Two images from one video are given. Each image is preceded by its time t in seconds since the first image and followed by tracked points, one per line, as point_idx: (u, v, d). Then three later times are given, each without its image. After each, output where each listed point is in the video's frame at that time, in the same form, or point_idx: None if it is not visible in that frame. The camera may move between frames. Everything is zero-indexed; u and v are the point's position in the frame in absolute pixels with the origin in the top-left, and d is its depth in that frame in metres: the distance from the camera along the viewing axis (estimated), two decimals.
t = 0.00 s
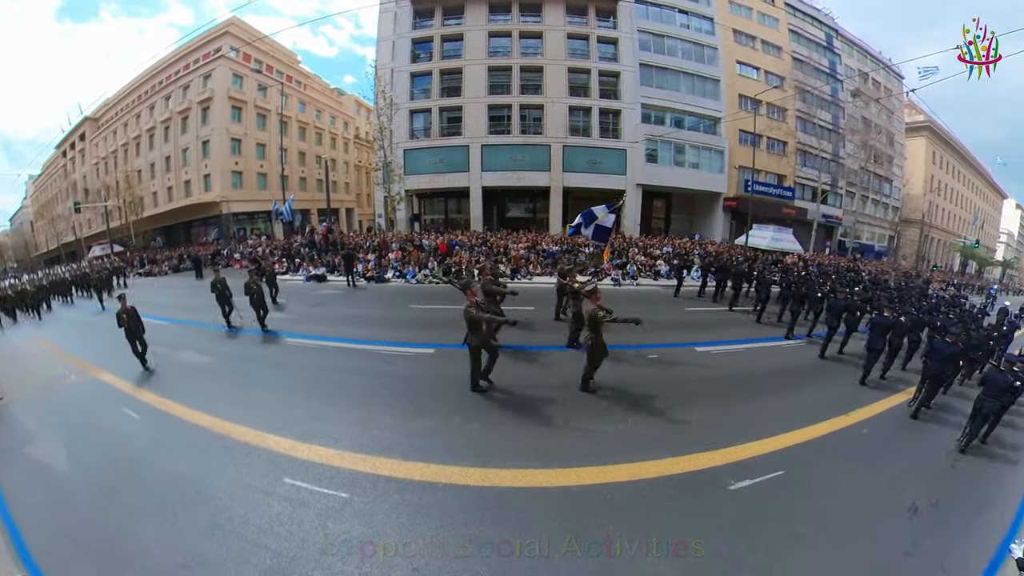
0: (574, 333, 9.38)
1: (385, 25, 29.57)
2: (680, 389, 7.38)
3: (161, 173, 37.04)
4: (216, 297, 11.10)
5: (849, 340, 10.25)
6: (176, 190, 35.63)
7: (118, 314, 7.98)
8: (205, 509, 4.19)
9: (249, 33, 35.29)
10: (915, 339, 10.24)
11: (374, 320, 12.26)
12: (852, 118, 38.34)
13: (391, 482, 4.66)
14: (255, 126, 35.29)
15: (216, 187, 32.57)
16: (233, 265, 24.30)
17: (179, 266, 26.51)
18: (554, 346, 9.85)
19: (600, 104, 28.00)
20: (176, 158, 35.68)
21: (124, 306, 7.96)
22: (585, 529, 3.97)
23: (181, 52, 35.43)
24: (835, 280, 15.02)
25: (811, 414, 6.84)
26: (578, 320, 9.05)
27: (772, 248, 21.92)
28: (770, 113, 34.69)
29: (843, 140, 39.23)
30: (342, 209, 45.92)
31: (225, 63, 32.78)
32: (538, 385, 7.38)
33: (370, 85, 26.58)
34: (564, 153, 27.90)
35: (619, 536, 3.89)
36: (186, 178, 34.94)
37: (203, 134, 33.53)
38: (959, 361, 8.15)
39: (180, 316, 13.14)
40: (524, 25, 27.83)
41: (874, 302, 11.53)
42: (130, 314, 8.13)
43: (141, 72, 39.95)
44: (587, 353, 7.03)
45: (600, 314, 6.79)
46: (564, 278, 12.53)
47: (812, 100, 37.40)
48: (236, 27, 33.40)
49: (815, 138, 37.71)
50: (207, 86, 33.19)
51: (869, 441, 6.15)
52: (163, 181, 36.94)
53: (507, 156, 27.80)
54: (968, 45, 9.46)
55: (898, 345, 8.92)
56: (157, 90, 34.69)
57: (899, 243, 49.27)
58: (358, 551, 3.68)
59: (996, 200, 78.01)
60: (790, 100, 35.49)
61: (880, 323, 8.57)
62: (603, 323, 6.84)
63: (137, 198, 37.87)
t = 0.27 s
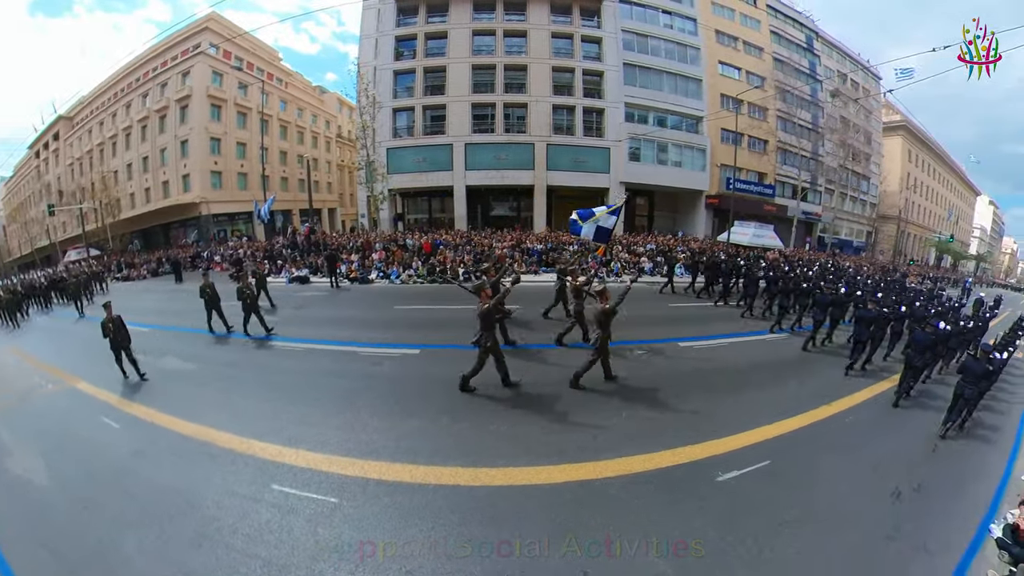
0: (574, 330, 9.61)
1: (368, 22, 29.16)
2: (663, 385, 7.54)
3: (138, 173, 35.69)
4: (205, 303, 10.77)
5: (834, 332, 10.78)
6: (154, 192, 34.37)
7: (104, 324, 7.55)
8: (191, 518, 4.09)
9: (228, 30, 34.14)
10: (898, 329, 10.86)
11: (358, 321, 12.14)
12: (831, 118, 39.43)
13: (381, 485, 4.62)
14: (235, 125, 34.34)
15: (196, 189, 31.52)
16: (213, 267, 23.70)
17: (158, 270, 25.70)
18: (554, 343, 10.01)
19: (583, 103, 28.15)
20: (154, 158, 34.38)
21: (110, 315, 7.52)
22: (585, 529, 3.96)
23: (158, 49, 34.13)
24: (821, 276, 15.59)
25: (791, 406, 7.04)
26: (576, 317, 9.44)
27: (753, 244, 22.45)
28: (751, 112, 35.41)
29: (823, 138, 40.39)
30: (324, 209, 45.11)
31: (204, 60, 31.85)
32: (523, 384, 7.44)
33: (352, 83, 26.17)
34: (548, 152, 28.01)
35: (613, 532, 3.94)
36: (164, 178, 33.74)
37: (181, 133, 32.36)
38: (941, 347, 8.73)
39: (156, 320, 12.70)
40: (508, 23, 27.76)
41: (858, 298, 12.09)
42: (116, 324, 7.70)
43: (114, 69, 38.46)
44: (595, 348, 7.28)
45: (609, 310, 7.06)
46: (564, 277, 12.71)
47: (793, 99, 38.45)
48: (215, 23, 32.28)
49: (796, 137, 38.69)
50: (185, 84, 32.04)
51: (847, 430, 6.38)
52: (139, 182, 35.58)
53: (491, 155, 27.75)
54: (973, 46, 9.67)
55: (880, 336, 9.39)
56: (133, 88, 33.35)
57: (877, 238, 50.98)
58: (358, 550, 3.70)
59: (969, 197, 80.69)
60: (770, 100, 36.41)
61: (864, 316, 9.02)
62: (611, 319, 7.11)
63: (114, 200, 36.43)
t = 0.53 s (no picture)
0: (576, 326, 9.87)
1: (351, 19, 28.67)
2: (649, 380, 7.68)
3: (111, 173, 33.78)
4: (193, 305, 10.30)
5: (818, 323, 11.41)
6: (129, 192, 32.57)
7: (88, 330, 7.09)
8: (176, 530, 3.97)
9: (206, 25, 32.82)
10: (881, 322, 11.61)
11: (343, 322, 12.00)
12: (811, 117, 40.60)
13: (371, 489, 4.58)
14: (215, 124, 33.06)
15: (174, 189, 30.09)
16: (193, 270, 23.09)
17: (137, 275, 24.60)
18: (558, 339, 10.20)
19: (567, 101, 28.26)
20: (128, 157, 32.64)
21: (94, 320, 7.06)
22: (585, 530, 3.96)
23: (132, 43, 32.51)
24: (806, 271, 16.21)
25: (774, 398, 7.25)
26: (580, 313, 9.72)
27: (735, 240, 22.94)
28: (733, 112, 36.12)
29: (803, 137, 41.41)
30: (307, 209, 44.26)
31: (183, 56, 30.32)
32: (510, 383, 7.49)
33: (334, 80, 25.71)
34: (532, 150, 28.07)
35: (609, 528, 3.99)
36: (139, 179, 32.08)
37: (157, 132, 30.87)
38: (920, 339, 9.50)
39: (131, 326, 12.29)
40: (493, 21, 27.64)
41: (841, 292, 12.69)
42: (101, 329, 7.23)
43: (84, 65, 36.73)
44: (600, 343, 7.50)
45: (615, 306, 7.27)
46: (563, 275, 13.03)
47: (773, 99, 39.53)
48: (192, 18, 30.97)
49: (776, 136, 39.66)
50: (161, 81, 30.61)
51: (827, 420, 6.59)
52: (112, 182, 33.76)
53: (474, 153, 27.66)
54: (971, 45, 9.34)
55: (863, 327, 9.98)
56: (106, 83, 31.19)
57: (856, 233, 52.66)
58: (359, 551, 3.70)
59: (944, 193, 83.36)
60: (751, 100, 37.22)
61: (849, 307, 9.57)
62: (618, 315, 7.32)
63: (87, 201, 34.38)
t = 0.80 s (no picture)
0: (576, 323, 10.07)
1: (333, 15, 28.14)
2: (635, 375, 7.79)
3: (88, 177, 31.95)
4: (182, 311, 9.92)
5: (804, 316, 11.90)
6: (106, 195, 30.73)
7: (72, 342, 6.70)
8: (161, 543, 3.84)
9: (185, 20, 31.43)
10: (866, 314, 12.15)
11: (327, 324, 11.82)
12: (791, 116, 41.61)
13: (361, 493, 4.53)
14: (194, 123, 31.66)
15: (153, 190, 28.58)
16: (174, 274, 22.55)
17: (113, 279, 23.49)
18: (559, 336, 10.37)
19: (551, 100, 28.32)
20: (105, 159, 30.88)
21: (78, 331, 6.65)
22: (585, 530, 3.94)
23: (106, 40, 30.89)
24: (791, 267, 16.77)
25: (756, 390, 7.44)
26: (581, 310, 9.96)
27: (717, 237, 23.40)
28: (714, 111, 36.77)
29: (783, 136, 42.40)
30: (288, 209, 43.32)
31: (160, 52, 29.02)
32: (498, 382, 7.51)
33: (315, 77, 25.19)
34: (516, 149, 28.06)
35: (605, 525, 4.02)
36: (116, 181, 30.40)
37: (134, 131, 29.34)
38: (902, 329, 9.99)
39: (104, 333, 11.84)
40: (477, 19, 27.48)
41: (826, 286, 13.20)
42: (87, 341, 6.83)
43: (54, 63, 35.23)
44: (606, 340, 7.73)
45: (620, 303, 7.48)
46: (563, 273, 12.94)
47: (754, 99, 40.49)
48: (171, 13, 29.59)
49: (757, 135, 40.58)
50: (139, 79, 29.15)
51: (807, 411, 6.80)
52: (88, 186, 32.00)
53: (458, 152, 27.50)
54: (971, 43, 8.50)
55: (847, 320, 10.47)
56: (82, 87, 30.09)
57: (834, 229, 54.23)
58: (358, 550, 3.73)
59: (917, 189, 86.26)
60: (733, 99, 37.98)
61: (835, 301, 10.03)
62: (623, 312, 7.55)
63: (63, 206, 32.33)
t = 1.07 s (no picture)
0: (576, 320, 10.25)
1: (314, 11, 27.57)
2: (620, 372, 7.90)
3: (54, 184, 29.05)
4: (170, 315, 9.48)
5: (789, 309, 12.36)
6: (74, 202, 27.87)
7: (54, 350, 6.35)
8: (144, 556, 3.72)
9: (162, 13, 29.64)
10: (850, 306, 12.66)
11: (310, 327, 11.63)
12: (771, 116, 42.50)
13: (350, 497, 4.47)
14: (171, 121, 29.98)
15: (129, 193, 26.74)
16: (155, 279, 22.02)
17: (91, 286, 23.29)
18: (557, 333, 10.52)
19: (534, 98, 28.36)
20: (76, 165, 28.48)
21: (62, 338, 6.34)
22: (585, 530, 3.94)
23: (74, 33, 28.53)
24: (777, 262, 17.29)
25: (740, 384, 7.62)
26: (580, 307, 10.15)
27: (700, 233, 23.83)
28: (697, 110, 37.37)
29: (763, 134, 43.36)
30: (270, 210, 42.31)
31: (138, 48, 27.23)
32: (485, 381, 7.52)
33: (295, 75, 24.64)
34: (500, 147, 28.01)
35: (601, 522, 4.05)
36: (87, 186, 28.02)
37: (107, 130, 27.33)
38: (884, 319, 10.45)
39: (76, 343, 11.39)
40: (461, 17, 27.27)
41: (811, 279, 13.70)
42: (71, 349, 6.48)
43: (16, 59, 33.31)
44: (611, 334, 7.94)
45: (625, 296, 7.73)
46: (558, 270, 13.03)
47: (736, 98, 41.33)
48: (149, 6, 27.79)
49: (738, 133, 41.42)
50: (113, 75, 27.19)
51: (791, 402, 7.00)
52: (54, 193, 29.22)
53: (441, 151, 27.30)
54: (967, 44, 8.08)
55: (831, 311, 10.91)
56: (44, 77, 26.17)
57: (812, 225, 55.70)
58: (358, 551, 3.73)
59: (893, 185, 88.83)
60: (715, 98, 38.66)
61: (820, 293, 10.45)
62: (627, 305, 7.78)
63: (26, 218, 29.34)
